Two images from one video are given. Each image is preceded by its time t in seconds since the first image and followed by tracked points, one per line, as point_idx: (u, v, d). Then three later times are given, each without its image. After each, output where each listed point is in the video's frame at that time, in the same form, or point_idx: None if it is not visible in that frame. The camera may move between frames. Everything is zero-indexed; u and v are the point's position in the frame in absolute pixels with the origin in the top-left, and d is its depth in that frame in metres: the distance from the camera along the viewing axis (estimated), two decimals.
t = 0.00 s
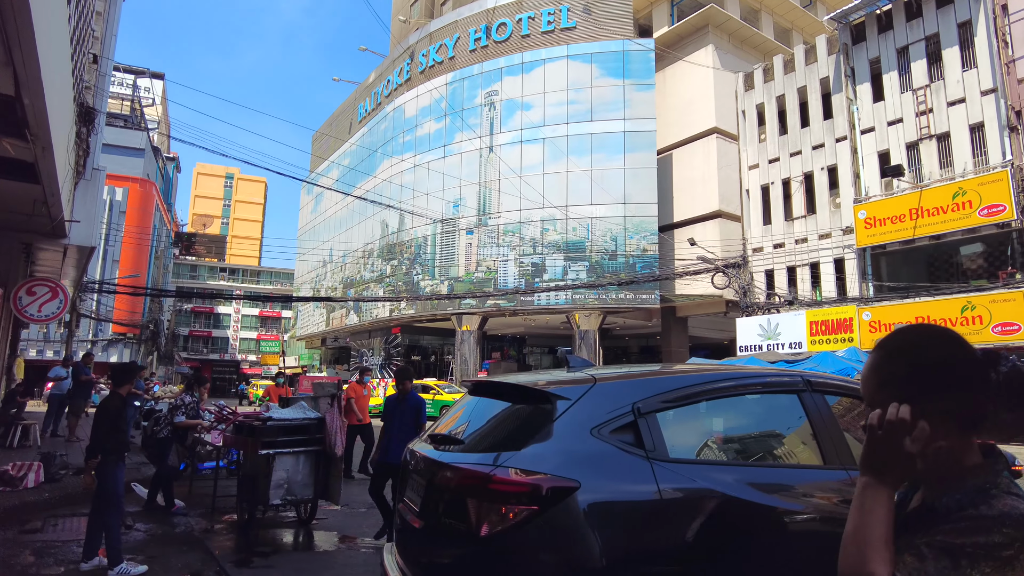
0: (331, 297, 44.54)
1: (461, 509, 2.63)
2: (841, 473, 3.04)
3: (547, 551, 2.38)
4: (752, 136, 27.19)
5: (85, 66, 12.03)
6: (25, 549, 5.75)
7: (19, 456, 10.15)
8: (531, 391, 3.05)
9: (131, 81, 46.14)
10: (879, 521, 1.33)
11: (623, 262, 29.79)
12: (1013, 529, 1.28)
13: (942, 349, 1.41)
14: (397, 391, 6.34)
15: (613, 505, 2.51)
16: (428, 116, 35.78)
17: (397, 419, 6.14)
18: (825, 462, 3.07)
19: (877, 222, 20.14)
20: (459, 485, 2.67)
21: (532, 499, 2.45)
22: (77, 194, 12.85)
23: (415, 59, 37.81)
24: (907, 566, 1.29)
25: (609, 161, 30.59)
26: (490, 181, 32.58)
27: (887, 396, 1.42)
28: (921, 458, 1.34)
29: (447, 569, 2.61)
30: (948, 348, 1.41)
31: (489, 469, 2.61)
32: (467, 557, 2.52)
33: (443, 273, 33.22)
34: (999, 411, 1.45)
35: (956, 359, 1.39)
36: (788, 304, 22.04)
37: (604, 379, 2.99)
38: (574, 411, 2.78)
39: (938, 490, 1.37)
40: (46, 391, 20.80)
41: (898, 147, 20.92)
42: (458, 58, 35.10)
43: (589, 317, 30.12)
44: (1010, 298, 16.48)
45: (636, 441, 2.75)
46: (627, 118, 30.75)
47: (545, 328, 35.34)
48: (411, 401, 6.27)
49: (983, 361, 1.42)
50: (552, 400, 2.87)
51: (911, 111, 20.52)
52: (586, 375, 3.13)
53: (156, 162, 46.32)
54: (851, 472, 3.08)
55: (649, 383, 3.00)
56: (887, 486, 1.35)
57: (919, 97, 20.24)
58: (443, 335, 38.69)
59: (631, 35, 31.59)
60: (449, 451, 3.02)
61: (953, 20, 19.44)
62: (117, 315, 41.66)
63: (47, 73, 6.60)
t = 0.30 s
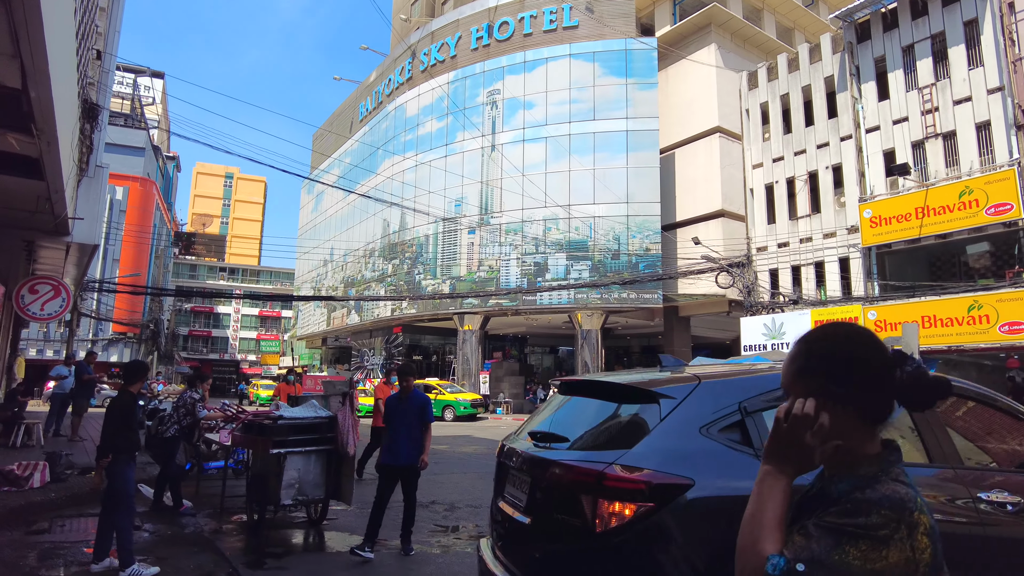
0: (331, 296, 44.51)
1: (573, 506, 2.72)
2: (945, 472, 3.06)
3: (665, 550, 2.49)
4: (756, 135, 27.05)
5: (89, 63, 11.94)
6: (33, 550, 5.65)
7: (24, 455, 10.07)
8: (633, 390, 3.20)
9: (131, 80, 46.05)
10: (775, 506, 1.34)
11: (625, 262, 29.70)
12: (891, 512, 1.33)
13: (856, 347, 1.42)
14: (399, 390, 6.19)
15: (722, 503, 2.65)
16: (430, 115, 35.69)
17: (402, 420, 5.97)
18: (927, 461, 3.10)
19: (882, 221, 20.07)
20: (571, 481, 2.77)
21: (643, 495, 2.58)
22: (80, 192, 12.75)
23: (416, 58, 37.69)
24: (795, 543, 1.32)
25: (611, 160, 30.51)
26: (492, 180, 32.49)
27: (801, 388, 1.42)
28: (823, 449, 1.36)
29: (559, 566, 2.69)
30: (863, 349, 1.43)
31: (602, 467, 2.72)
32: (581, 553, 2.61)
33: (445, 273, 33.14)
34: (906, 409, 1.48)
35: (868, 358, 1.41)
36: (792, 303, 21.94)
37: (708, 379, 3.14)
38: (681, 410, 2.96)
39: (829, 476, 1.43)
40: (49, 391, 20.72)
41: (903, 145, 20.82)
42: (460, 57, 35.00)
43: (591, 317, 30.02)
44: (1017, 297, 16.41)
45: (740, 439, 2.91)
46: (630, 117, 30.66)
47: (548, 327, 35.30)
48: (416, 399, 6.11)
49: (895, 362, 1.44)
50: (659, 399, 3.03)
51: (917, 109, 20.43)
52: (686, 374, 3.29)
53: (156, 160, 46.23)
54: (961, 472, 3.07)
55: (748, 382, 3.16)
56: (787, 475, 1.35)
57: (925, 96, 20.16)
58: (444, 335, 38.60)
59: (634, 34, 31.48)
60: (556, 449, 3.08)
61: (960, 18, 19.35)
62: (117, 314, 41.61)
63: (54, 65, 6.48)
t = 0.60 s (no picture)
0: (331, 296, 44.45)
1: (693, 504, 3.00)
2: None
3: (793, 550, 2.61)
4: (759, 135, 26.94)
5: (91, 61, 11.84)
6: (37, 556, 5.54)
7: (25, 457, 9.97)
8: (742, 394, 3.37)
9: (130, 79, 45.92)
10: (688, 514, 1.42)
11: (627, 262, 29.60)
12: (798, 512, 1.43)
13: (754, 353, 1.52)
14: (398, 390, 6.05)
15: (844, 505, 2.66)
16: (430, 115, 35.61)
17: (400, 424, 5.79)
18: None
19: (887, 221, 20.03)
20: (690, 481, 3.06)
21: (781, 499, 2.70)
22: (81, 190, 12.63)
23: (417, 58, 37.60)
24: (710, 553, 1.40)
25: (613, 161, 30.43)
26: (493, 180, 32.40)
27: (707, 397, 1.54)
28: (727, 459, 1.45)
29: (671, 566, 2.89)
30: (765, 354, 1.54)
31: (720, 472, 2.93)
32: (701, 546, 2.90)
33: (446, 273, 33.06)
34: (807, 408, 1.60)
35: (770, 361, 1.51)
36: (796, 303, 21.81)
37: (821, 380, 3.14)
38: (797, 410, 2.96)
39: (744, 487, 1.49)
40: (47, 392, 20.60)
41: (908, 145, 20.78)
42: (461, 57, 34.93)
43: (593, 317, 29.89)
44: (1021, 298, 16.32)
45: (858, 440, 2.89)
46: (631, 116, 30.59)
47: (549, 328, 35.25)
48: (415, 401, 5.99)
49: (795, 364, 1.53)
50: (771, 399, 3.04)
51: (921, 109, 20.38)
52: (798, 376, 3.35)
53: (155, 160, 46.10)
54: None
55: (863, 383, 3.12)
56: (698, 484, 1.43)
57: (929, 96, 20.09)
58: (445, 335, 38.45)
59: (636, 34, 31.42)
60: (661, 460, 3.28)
61: (964, 18, 19.32)
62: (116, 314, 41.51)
63: (59, 62, 6.38)
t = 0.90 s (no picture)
0: (331, 296, 44.38)
1: (817, 502, 3.01)
2: None
3: (940, 543, 2.77)
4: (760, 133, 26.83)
5: (89, 56, 11.71)
6: (35, 559, 5.41)
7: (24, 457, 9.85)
8: (861, 395, 3.45)
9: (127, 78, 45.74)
10: (544, 509, 1.37)
11: (628, 261, 29.48)
12: (639, 513, 1.36)
13: (621, 343, 1.55)
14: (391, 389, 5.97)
15: (977, 503, 2.89)
16: (430, 114, 35.48)
17: (399, 423, 5.69)
18: None
19: (889, 219, 19.86)
20: (810, 477, 3.08)
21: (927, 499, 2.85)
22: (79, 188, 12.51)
23: (416, 56, 37.47)
24: (550, 550, 1.34)
25: (614, 159, 30.30)
26: (493, 178, 32.26)
27: (577, 390, 1.56)
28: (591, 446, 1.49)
29: (793, 561, 3.02)
30: (631, 345, 1.56)
31: (843, 466, 3.02)
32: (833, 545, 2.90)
33: (446, 272, 32.94)
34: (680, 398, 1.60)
35: (632, 352, 1.54)
36: (797, 302, 21.63)
37: (938, 382, 3.37)
38: (924, 414, 3.18)
39: (597, 486, 1.45)
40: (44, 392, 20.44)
41: (911, 143, 20.69)
42: (460, 56, 34.81)
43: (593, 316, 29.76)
44: None
45: (983, 441, 3.13)
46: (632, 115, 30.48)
47: (549, 327, 35.10)
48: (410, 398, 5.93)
49: (660, 353, 1.55)
50: (893, 403, 3.27)
51: (924, 107, 20.25)
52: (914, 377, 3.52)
53: (154, 159, 45.95)
54: None
55: (980, 385, 3.35)
56: (558, 480, 1.39)
57: (932, 94, 20.01)
58: (445, 335, 38.25)
59: (636, 33, 31.32)
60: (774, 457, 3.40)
61: (967, 16, 19.26)
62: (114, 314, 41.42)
63: (58, 56, 6.25)
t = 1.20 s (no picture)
0: (329, 295, 44.23)
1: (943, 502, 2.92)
2: None
3: None
4: (762, 129, 26.72)
5: (84, 50, 11.51)
6: (25, 562, 5.24)
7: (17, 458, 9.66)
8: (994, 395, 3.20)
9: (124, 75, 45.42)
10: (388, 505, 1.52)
11: (628, 258, 29.32)
12: (439, 501, 1.32)
13: (464, 337, 1.59)
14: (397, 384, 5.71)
15: None
16: (429, 111, 35.27)
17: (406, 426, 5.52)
18: None
19: (892, 215, 19.68)
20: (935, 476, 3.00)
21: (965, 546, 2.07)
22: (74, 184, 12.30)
23: (415, 54, 37.25)
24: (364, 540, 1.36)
25: (614, 156, 30.14)
26: (492, 176, 32.08)
27: (438, 384, 1.62)
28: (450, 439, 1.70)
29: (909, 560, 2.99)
30: (477, 335, 1.59)
31: (986, 465, 2.89)
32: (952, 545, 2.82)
33: (445, 271, 32.77)
34: (529, 382, 1.58)
35: (475, 341, 1.57)
36: (800, 300, 21.45)
37: None
38: None
39: (427, 481, 1.42)
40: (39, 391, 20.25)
41: (913, 139, 20.53)
42: (459, 53, 34.60)
43: (593, 314, 29.60)
44: None
45: None
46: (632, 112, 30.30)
47: (548, 326, 34.89)
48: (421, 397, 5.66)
49: (496, 343, 1.56)
50: None
51: (927, 102, 20.11)
52: None
53: (151, 157, 45.67)
54: None
55: None
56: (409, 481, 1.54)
57: (936, 89, 19.84)
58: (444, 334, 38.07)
59: (636, 29, 31.14)
60: (900, 457, 3.26)
61: (971, 10, 19.11)
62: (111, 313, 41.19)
63: (47, 44, 6.06)
